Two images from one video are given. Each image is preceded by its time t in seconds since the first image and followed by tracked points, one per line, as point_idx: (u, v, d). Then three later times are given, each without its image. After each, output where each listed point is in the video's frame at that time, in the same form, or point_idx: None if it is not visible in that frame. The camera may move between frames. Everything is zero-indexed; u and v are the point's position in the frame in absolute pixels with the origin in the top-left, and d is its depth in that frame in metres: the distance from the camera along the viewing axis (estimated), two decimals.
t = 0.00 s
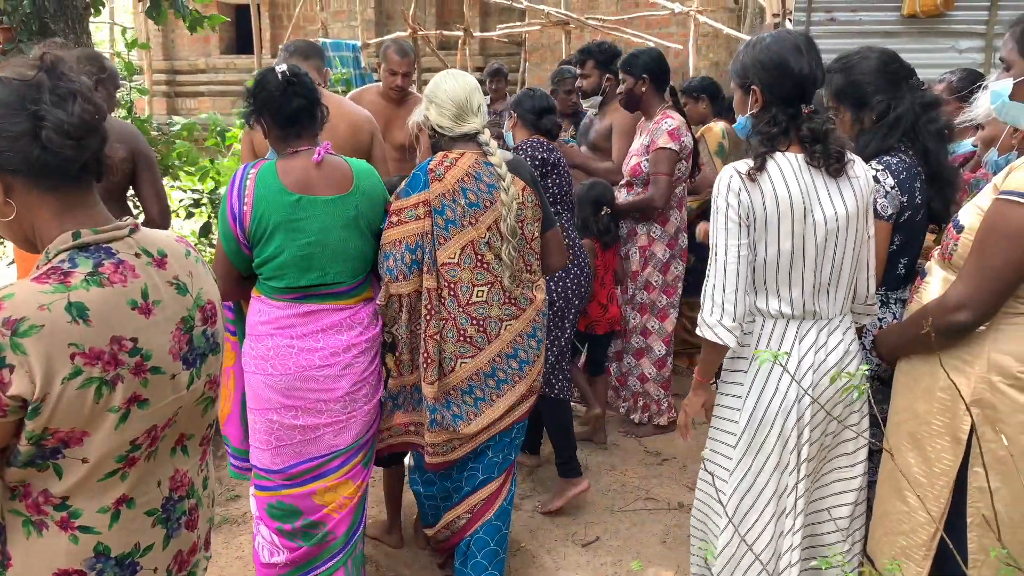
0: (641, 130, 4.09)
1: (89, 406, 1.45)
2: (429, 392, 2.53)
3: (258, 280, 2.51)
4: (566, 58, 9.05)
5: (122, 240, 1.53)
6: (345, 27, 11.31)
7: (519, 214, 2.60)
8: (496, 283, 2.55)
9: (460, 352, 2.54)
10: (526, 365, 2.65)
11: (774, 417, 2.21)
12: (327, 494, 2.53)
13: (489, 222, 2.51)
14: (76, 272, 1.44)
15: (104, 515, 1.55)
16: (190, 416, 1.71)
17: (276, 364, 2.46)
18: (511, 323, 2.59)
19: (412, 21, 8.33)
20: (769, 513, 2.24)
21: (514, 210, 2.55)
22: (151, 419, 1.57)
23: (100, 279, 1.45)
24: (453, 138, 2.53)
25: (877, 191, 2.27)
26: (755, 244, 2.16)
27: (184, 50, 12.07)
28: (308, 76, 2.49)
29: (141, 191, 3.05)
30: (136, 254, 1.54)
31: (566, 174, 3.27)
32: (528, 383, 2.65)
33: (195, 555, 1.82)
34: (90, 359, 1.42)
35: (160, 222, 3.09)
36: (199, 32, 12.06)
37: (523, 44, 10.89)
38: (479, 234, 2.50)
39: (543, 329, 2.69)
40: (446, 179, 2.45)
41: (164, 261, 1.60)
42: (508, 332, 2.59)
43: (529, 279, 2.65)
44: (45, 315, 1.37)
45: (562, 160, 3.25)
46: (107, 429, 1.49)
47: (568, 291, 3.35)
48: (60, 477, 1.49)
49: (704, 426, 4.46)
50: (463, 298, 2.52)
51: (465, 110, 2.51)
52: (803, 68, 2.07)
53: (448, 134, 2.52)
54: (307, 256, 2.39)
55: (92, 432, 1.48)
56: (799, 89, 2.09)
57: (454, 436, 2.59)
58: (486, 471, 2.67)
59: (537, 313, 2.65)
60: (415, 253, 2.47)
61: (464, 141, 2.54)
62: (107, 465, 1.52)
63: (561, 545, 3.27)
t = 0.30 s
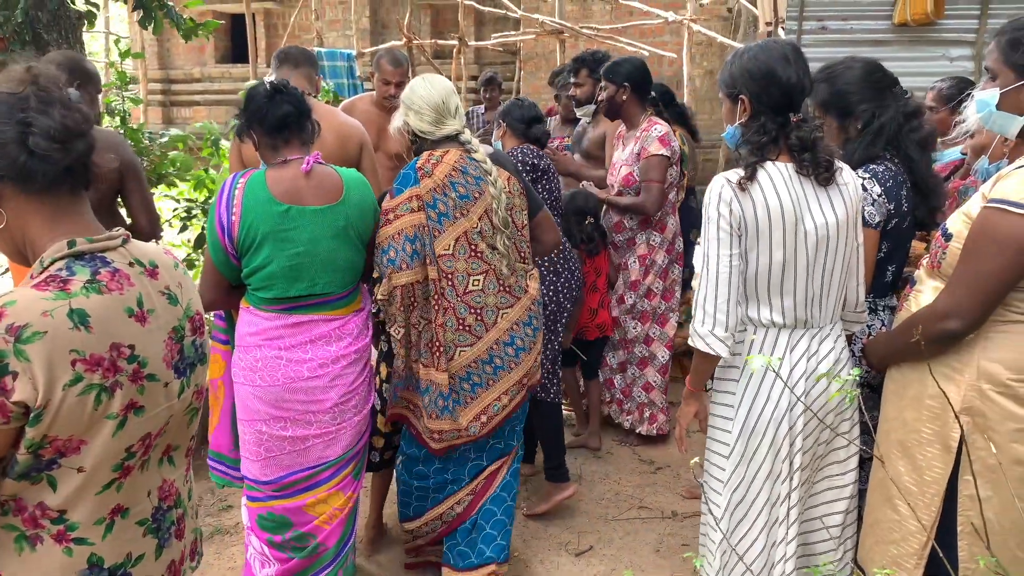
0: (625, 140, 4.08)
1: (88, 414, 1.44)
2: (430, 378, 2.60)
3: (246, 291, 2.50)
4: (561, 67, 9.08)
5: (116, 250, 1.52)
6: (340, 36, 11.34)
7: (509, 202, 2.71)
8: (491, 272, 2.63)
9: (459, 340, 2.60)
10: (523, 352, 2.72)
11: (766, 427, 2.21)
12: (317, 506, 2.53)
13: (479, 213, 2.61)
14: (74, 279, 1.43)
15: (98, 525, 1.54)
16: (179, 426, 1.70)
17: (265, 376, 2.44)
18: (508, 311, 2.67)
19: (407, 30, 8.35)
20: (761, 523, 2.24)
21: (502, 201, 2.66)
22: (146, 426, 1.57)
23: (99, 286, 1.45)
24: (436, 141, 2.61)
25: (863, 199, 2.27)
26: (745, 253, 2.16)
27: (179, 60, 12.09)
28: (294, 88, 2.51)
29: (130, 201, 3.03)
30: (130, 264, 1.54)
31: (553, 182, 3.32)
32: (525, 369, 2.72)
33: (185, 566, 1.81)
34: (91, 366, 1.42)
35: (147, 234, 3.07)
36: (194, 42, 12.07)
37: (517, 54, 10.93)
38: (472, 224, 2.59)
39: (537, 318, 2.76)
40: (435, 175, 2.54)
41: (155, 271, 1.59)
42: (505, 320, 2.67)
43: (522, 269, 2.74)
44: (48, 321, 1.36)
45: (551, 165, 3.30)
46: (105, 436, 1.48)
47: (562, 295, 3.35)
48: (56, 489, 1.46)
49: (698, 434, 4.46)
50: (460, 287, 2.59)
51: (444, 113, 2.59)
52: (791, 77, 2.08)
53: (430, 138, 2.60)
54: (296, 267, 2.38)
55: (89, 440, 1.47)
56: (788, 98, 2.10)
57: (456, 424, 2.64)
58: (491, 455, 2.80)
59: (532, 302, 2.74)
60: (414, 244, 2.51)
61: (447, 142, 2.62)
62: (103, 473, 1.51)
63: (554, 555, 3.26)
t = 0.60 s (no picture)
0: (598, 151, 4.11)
1: (73, 429, 1.43)
2: (434, 380, 2.65)
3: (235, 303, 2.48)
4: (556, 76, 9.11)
5: (98, 264, 1.50)
6: (337, 45, 11.39)
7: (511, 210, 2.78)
8: (495, 275, 2.70)
9: (464, 342, 2.68)
10: (526, 354, 2.79)
11: (759, 438, 2.20)
12: (308, 519, 2.52)
13: (484, 218, 2.67)
14: (57, 294, 1.42)
15: (84, 541, 1.52)
16: (161, 439, 1.69)
17: (254, 390, 2.42)
18: (512, 313, 2.74)
19: (403, 39, 8.36)
20: (755, 537, 2.22)
21: (506, 207, 2.73)
22: (130, 440, 1.56)
23: (82, 300, 1.44)
24: (444, 146, 2.66)
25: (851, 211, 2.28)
26: (738, 266, 2.15)
27: (175, 68, 12.10)
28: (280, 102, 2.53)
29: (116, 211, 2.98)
30: (111, 277, 1.52)
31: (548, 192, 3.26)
32: (528, 370, 2.80)
33: None
34: (76, 380, 1.41)
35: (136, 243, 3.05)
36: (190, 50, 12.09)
37: (513, 63, 10.97)
38: (477, 228, 2.66)
39: (540, 321, 2.84)
40: (441, 179, 2.60)
41: (136, 284, 1.57)
42: (509, 322, 2.74)
43: (524, 274, 2.81)
44: (31, 336, 1.35)
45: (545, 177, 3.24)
46: (90, 450, 1.47)
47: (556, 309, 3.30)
48: (41, 506, 1.45)
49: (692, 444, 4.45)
50: (466, 290, 2.66)
51: (451, 119, 2.64)
52: (781, 87, 2.08)
53: (438, 143, 2.65)
54: (285, 278, 2.36)
55: (74, 455, 1.46)
56: (779, 108, 2.09)
57: (464, 429, 2.69)
58: (506, 467, 2.90)
59: (535, 305, 2.81)
60: (418, 248, 2.56)
61: (455, 148, 2.67)
62: (89, 489, 1.50)
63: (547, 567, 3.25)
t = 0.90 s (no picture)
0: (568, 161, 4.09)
1: (51, 449, 1.40)
2: (448, 392, 2.63)
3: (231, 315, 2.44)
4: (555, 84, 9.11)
5: (82, 279, 1.47)
6: (336, 54, 11.40)
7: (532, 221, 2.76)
8: (515, 285, 2.69)
9: (482, 352, 2.67)
10: (541, 364, 2.79)
11: (763, 453, 2.17)
12: (306, 534, 2.49)
13: (506, 228, 2.67)
14: (36, 310, 1.39)
15: (65, 564, 1.49)
16: (151, 458, 1.66)
17: (251, 403, 2.39)
18: (529, 323, 2.73)
19: (401, 47, 8.37)
20: (760, 555, 2.17)
21: (528, 216, 2.72)
22: (114, 460, 1.53)
23: (63, 317, 1.41)
24: (465, 149, 2.66)
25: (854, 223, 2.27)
26: (742, 277, 2.12)
27: (175, 77, 12.11)
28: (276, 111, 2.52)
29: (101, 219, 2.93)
30: (96, 292, 1.49)
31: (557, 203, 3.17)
32: (541, 381, 2.79)
33: None
34: (52, 400, 1.38)
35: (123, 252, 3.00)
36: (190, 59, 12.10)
37: (512, 71, 10.98)
38: (499, 237, 2.66)
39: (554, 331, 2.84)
40: (465, 186, 2.60)
41: (124, 299, 1.54)
42: (525, 332, 2.73)
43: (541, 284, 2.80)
44: (6, 354, 1.33)
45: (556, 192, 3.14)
46: (70, 471, 1.44)
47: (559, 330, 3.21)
48: (18, 529, 1.42)
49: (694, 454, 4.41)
50: (485, 299, 2.66)
51: (475, 123, 2.64)
52: (784, 95, 2.05)
53: (460, 146, 2.65)
54: (281, 288, 2.33)
55: (52, 476, 1.43)
56: (782, 116, 2.07)
57: (481, 437, 2.69)
58: (523, 474, 2.87)
59: (550, 315, 2.81)
60: (435, 258, 2.58)
61: (477, 152, 2.67)
62: (69, 511, 1.47)
63: None
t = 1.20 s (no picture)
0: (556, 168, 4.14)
1: (45, 460, 1.34)
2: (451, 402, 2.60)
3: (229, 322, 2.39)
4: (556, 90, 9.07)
5: (81, 283, 1.42)
6: (337, 60, 11.38)
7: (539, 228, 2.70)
8: (521, 295, 2.65)
9: (486, 362, 2.63)
10: (545, 373, 2.75)
11: (781, 465, 2.11)
12: (308, 548, 2.44)
13: (514, 237, 2.61)
14: (33, 313, 1.33)
15: None
16: (148, 472, 1.60)
17: (251, 413, 2.33)
18: (533, 333, 2.69)
19: (402, 53, 8.33)
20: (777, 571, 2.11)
21: (536, 222, 2.66)
22: (111, 472, 1.47)
23: (60, 321, 1.35)
24: (474, 151, 2.62)
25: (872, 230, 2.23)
26: (760, 283, 2.06)
27: (174, 83, 12.08)
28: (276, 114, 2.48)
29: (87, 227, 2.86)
30: (96, 297, 1.43)
31: (575, 222, 3.11)
32: (543, 391, 2.76)
33: None
34: (48, 408, 1.32)
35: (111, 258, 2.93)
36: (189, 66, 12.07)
37: (513, 77, 10.96)
38: (506, 248, 2.60)
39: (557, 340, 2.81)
40: (474, 195, 2.54)
41: (123, 305, 1.49)
42: (530, 342, 2.69)
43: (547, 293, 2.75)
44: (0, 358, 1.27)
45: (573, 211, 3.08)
46: (64, 483, 1.38)
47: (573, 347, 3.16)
48: (10, 546, 1.35)
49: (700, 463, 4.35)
50: (490, 310, 2.61)
51: (484, 124, 2.60)
52: (800, 96, 2.00)
53: (469, 147, 2.61)
54: (283, 294, 2.28)
55: (45, 489, 1.37)
56: (798, 117, 2.02)
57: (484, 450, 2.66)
58: (526, 476, 2.80)
59: (554, 324, 2.77)
60: (443, 269, 2.52)
61: (486, 154, 2.63)
62: (65, 527, 1.41)
63: None
